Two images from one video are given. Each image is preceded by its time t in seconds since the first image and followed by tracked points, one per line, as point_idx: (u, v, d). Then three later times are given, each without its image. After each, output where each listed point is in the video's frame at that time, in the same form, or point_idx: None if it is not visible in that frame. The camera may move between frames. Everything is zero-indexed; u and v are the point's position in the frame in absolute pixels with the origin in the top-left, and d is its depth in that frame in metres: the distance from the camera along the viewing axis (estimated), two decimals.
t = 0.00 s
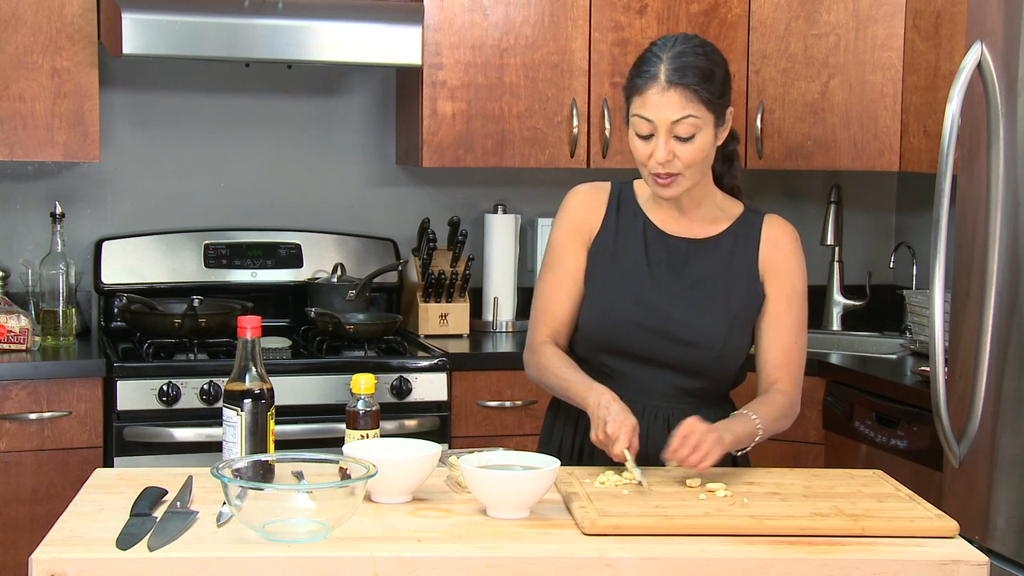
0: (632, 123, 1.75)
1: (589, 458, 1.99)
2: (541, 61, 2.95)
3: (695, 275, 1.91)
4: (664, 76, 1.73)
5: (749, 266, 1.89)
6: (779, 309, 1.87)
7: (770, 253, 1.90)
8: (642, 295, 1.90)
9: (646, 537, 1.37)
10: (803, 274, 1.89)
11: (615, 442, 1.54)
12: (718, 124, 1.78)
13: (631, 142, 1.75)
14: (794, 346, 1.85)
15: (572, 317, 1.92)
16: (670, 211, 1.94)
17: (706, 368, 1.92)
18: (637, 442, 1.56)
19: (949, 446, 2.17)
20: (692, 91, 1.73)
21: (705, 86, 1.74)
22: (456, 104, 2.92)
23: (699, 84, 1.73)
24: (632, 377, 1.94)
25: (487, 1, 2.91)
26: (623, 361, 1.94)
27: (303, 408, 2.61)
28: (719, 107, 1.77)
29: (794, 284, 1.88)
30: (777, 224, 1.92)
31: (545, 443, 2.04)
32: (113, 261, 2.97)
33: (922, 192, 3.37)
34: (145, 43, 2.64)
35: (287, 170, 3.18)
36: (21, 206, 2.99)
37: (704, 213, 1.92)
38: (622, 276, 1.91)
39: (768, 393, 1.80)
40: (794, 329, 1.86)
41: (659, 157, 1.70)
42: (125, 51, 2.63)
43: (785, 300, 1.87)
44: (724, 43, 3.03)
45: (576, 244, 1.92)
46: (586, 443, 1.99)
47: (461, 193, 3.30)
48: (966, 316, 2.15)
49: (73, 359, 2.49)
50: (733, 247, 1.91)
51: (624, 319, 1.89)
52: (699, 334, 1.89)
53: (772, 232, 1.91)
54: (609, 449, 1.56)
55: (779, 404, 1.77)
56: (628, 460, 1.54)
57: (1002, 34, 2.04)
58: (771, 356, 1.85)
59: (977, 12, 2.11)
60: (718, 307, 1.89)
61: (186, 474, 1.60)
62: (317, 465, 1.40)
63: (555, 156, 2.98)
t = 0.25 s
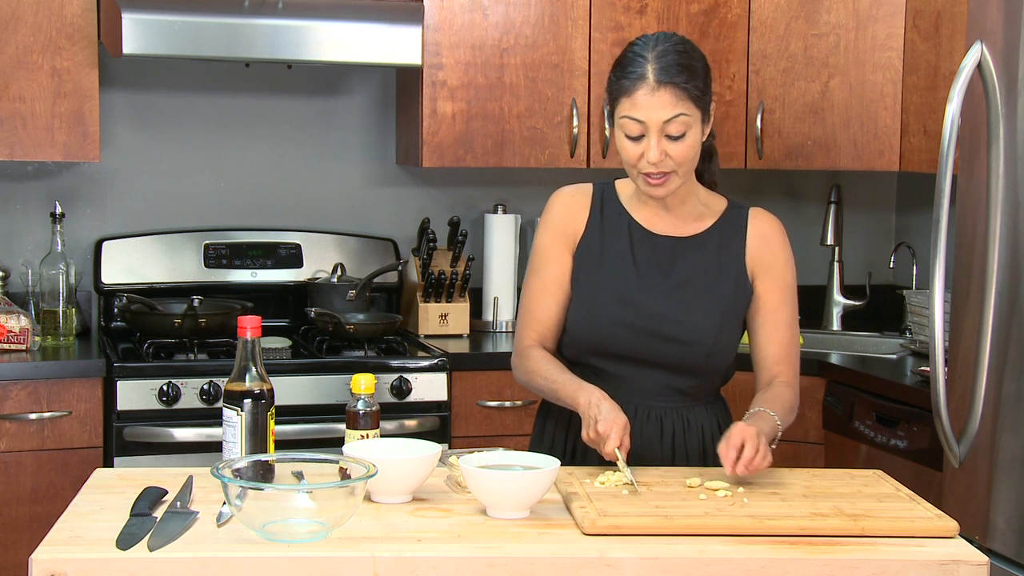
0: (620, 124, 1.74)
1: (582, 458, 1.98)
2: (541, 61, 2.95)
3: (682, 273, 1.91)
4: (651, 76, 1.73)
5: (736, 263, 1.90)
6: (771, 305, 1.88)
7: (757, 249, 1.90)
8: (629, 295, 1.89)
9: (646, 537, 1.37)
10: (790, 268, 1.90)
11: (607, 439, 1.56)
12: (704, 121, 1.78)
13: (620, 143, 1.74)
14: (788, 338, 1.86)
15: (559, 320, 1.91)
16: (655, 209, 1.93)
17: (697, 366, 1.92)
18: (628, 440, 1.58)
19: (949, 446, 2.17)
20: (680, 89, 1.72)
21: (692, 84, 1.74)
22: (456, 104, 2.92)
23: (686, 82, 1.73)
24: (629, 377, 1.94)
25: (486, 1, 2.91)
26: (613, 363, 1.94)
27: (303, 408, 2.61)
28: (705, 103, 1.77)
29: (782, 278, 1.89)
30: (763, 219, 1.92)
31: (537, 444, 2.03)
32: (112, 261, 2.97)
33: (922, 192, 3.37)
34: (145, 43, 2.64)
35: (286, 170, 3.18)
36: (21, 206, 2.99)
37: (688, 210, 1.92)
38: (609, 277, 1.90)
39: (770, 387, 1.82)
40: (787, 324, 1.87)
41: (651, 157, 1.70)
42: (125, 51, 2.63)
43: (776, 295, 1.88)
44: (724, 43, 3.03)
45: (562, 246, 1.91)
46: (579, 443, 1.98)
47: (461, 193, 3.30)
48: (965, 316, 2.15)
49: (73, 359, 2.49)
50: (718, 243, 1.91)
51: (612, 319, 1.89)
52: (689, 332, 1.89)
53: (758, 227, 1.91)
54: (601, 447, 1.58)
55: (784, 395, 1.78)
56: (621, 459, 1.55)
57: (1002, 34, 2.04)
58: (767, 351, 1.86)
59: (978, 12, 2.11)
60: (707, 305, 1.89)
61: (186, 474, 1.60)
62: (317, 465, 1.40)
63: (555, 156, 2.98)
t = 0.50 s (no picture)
0: (611, 123, 1.74)
1: (574, 457, 1.98)
2: (541, 61, 2.95)
3: (671, 273, 1.91)
4: (642, 74, 1.73)
5: (724, 261, 1.90)
6: (758, 306, 1.88)
7: (745, 247, 1.90)
8: (619, 295, 1.89)
9: (646, 537, 1.37)
10: (777, 267, 1.90)
11: (612, 438, 1.56)
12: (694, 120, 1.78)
13: (611, 142, 1.74)
14: (773, 339, 1.87)
15: (549, 320, 1.91)
16: (643, 208, 1.93)
17: (686, 366, 1.92)
18: (632, 437, 1.58)
19: (949, 446, 2.17)
20: (671, 88, 1.72)
21: (682, 83, 1.74)
22: (456, 104, 2.92)
23: (677, 81, 1.73)
24: (626, 377, 1.94)
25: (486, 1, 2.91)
26: (604, 362, 1.94)
27: (303, 408, 2.61)
28: (695, 101, 1.77)
29: (769, 276, 1.89)
30: (750, 218, 1.92)
31: (528, 444, 2.03)
32: (112, 261, 2.97)
33: (922, 192, 3.37)
34: (145, 43, 2.64)
35: (285, 170, 3.18)
36: (21, 206, 2.99)
37: (676, 210, 1.92)
38: (598, 277, 1.90)
39: (752, 382, 1.84)
40: (774, 324, 1.88)
41: (642, 157, 1.70)
42: (125, 51, 2.63)
43: (764, 295, 1.88)
44: (724, 43, 3.04)
45: (551, 247, 1.91)
46: (570, 443, 1.98)
47: (461, 193, 3.30)
48: (965, 316, 2.15)
49: (73, 359, 2.49)
50: (707, 242, 1.91)
51: (603, 319, 1.88)
52: (678, 333, 1.89)
53: (745, 227, 1.91)
54: (606, 445, 1.58)
55: (762, 393, 1.80)
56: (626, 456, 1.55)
57: (1002, 34, 2.04)
58: (751, 350, 1.87)
59: (978, 12, 2.11)
60: (696, 304, 1.89)
61: (186, 474, 1.60)
62: (317, 465, 1.40)
63: (555, 156, 2.98)
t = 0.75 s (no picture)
0: (602, 120, 1.74)
1: (567, 458, 1.98)
2: (541, 61, 2.95)
3: (663, 273, 1.90)
4: (633, 72, 1.73)
5: (716, 261, 1.90)
6: (747, 305, 1.89)
7: (736, 246, 1.91)
8: (611, 294, 1.89)
9: (646, 537, 1.37)
10: (767, 267, 1.91)
11: (600, 436, 1.56)
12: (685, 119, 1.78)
13: (602, 140, 1.74)
14: (760, 340, 1.87)
15: (541, 319, 1.91)
16: (635, 208, 1.93)
17: (679, 366, 1.92)
18: (621, 436, 1.58)
19: (949, 446, 2.17)
20: (662, 85, 1.72)
21: (673, 80, 1.74)
22: (456, 104, 2.92)
23: (667, 78, 1.73)
24: (624, 377, 1.94)
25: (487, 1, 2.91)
26: (596, 362, 1.94)
27: (303, 408, 2.61)
28: (686, 100, 1.76)
29: (760, 276, 1.89)
30: (742, 218, 1.93)
31: (521, 445, 2.03)
32: (112, 261, 2.97)
33: (922, 192, 3.37)
34: (145, 43, 2.64)
35: (284, 170, 3.18)
36: (21, 206, 2.99)
37: (668, 209, 1.92)
38: (590, 276, 1.90)
39: (736, 389, 1.84)
40: (761, 325, 1.88)
41: (633, 154, 1.70)
42: (125, 51, 2.63)
43: (753, 295, 1.88)
44: (725, 43, 3.04)
45: (543, 245, 1.90)
46: (563, 443, 1.98)
47: (461, 193, 3.30)
48: (965, 316, 2.15)
49: (73, 359, 2.49)
50: (699, 242, 1.92)
51: (595, 319, 1.88)
52: (670, 332, 1.89)
53: (737, 227, 1.92)
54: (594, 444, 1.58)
55: (743, 402, 1.81)
56: (614, 455, 1.55)
57: (1002, 34, 2.04)
58: (737, 353, 1.88)
59: (978, 12, 2.11)
60: (688, 303, 1.89)
61: (186, 474, 1.60)
62: (317, 465, 1.40)
63: (555, 156, 2.98)
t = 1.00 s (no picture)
0: (601, 120, 1.74)
1: (564, 458, 1.97)
2: (541, 61, 2.95)
3: (663, 273, 1.91)
4: (632, 72, 1.73)
5: (715, 261, 1.90)
6: (745, 306, 1.89)
7: (735, 247, 1.91)
8: (611, 294, 1.89)
9: (646, 537, 1.37)
10: (766, 268, 1.91)
11: (600, 436, 1.56)
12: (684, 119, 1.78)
13: (601, 139, 1.74)
14: (758, 341, 1.88)
15: (540, 319, 1.91)
16: (634, 208, 1.93)
17: (678, 366, 1.92)
18: (620, 435, 1.58)
19: (949, 446, 2.17)
20: (661, 85, 1.72)
21: (672, 80, 1.74)
22: (456, 104, 2.92)
23: (666, 78, 1.73)
24: (624, 377, 1.94)
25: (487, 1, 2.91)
26: (595, 362, 1.94)
27: (303, 408, 2.61)
28: (685, 101, 1.76)
29: (758, 278, 1.90)
30: (740, 219, 1.93)
31: (519, 445, 2.03)
32: (112, 261, 2.97)
33: (922, 192, 3.37)
34: (145, 43, 2.64)
35: (284, 170, 3.18)
36: (21, 206, 2.99)
37: (667, 209, 1.92)
38: (589, 277, 1.90)
39: (735, 389, 1.84)
40: (759, 326, 1.89)
41: (631, 153, 1.70)
42: (125, 51, 2.63)
43: (751, 295, 1.89)
44: (724, 43, 3.04)
45: (541, 245, 1.90)
46: (560, 443, 1.98)
47: (461, 193, 3.30)
48: (965, 317, 2.15)
49: (73, 359, 2.49)
50: (698, 242, 1.92)
51: (594, 319, 1.88)
52: (669, 333, 1.89)
53: (735, 227, 1.92)
54: (594, 443, 1.58)
55: (742, 403, 1.81)
56: (613, 455, 1.55)
57: (1002, 34, 2.04)
58: (736, 353, 1.88)
59: (978, 12, 2.11)
60: (687, 303, 1.89)
61: (186, 474, 1.60)
62: (317, 465, 1.40)
63: (555, 156, 2.98)
